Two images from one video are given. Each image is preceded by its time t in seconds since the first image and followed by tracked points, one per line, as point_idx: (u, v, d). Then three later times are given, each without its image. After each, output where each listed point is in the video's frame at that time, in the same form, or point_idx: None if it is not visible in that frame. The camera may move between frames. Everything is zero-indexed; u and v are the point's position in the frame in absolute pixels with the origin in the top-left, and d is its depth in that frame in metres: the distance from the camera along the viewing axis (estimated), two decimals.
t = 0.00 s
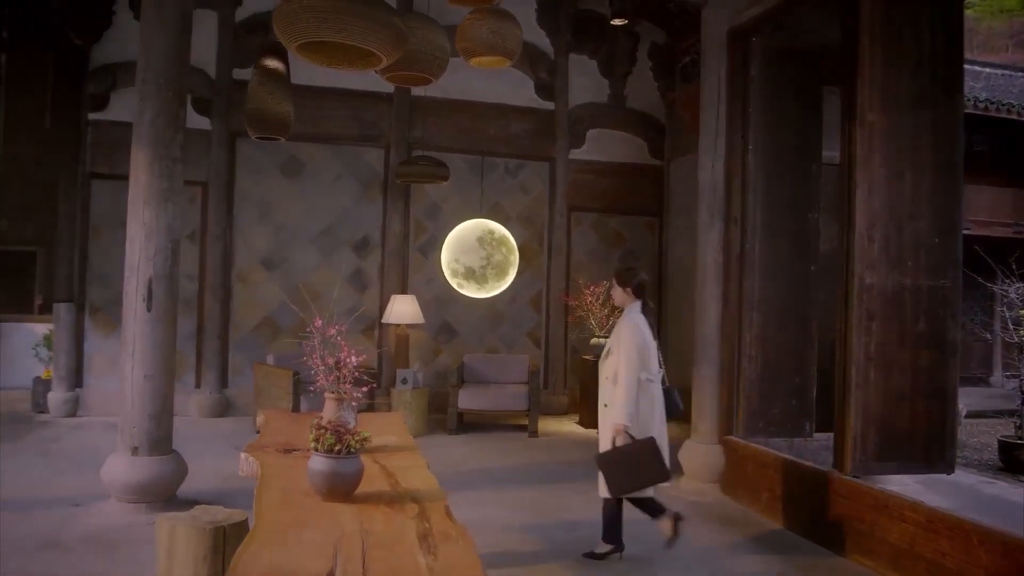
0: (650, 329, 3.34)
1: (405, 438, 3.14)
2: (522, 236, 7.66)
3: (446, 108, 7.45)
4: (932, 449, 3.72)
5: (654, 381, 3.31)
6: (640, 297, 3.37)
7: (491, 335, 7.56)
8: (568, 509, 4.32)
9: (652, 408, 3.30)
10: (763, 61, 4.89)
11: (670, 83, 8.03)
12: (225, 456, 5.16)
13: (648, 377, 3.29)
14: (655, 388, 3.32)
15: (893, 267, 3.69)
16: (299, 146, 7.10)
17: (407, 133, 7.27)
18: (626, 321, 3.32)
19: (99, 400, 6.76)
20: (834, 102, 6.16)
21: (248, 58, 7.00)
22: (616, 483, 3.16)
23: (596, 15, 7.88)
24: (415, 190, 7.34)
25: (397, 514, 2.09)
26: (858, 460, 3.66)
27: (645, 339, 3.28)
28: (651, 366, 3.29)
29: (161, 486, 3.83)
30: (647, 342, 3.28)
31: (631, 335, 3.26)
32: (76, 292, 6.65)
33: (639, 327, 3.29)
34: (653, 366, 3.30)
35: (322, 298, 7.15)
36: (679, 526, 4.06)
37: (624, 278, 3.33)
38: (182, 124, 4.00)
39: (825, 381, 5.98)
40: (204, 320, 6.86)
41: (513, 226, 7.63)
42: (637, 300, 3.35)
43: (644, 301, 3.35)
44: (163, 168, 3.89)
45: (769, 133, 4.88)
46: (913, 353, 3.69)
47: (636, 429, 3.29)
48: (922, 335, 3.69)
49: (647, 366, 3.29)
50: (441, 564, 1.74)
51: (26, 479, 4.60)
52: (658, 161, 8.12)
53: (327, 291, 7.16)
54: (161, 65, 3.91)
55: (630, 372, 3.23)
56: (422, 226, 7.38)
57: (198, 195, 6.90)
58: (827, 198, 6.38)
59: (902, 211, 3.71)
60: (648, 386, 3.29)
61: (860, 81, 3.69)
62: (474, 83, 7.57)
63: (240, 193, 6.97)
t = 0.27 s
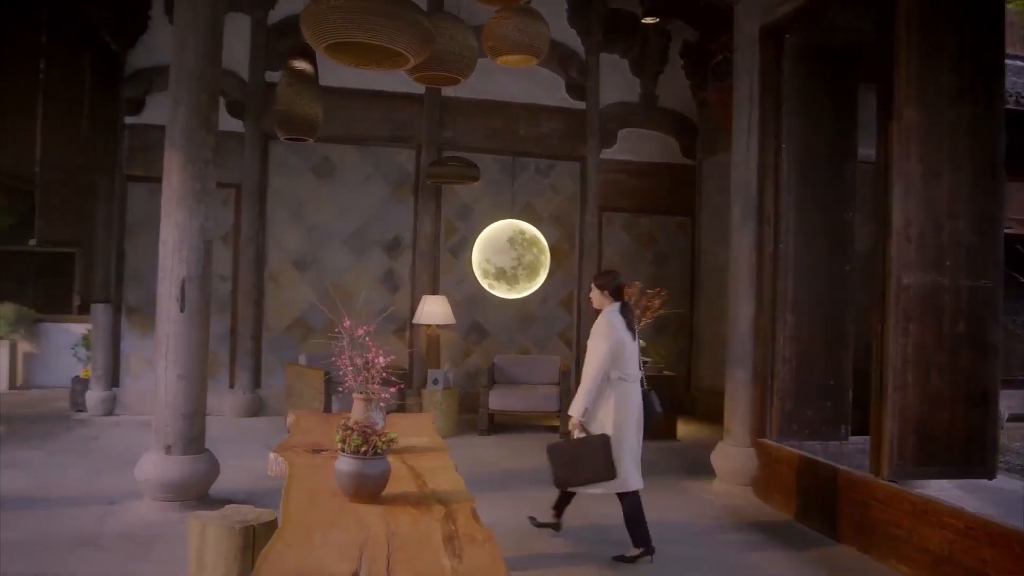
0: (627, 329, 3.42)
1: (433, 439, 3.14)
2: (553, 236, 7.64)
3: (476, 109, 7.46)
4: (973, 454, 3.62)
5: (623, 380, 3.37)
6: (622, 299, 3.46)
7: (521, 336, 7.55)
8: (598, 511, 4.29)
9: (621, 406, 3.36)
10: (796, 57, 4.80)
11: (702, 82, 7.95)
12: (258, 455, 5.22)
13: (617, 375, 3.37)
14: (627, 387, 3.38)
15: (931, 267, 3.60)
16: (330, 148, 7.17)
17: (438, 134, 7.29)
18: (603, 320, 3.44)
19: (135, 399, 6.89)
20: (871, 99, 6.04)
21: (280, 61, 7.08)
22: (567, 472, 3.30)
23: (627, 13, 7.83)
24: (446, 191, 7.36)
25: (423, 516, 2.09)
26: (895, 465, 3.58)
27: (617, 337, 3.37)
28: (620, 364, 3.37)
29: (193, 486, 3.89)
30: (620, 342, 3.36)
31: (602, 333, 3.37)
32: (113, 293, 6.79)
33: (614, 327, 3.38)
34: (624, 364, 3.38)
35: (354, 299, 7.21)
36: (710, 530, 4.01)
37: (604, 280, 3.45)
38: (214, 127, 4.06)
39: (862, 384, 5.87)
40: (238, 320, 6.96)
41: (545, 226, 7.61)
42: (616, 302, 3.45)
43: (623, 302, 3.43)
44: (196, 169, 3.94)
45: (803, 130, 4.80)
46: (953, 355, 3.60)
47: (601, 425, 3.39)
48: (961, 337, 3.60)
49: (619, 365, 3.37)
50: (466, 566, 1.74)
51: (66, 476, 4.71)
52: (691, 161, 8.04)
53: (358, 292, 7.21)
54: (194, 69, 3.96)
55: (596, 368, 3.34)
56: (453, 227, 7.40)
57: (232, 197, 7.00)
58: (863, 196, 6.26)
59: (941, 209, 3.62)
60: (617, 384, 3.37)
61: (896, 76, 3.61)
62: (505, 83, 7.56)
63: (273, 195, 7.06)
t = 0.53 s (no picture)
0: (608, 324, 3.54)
1: (466, 440, 3.14)
2: (591, 237, 7.59)
3: (513, 109, 7.46)
4: None
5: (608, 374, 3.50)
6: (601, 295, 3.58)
7: (558, 336, 7.52)
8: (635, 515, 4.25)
9: (607, 399, 3.49)
10: (839, 53, 4.70)
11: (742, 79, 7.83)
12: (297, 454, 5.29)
13: (601, 370, 3.50)
14: (610, 382, 3.51)
15: (980, 266, 3.49)
16: (368, 150, 7.24)
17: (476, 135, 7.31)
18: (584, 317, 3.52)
19: (178, 397, 7.03)
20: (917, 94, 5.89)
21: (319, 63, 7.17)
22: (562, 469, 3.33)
23: (665, 10, 7.75)
24: (483, 192, 7.37)
25: (455, 518, 2.09)
26: (940, 471, 3.47)
27: (600, 333, 3.48)
28: (604, 358, 3.50)
29: (232, 484, 3.96)
30: (603, 337, 3.48)
31: (587, 328, 3.46)
32: (157, 292, 6.96)
33: (596, 322, 3.49)
34: (607, 358, 3.50)
35: (391, 299, 7.26)
36: (750, 535, 3.94)
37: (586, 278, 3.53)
38: (253, 129, 4.12)
39: (908, 387, 5.72)
40: (278, 321, 7.06)
41: (583, 226, 7.57)
42: (598, 298, 3.56)
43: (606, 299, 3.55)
44: (235, 170, 4.01)
45: (846, 126, 4.69)
46: (1003, 358, 3.48)
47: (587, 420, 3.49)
48: (1012, 339, 3.47)
49: (601, 359, 3.49)
50: (497, 569, 1.73)
51: (112, 473, 4.83)
52: (730, 160, 7.94)
53: (396, 293, 7.26)
54: (232, 73, 4.03)
55: (583, 363, 3.43)
56: (490, 227, 7.41)
57: (272, 199, 7.11)
58: (909, 195, 6.10)
59: (990, 207, 3.50)
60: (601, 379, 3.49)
61: (943, 70, 3.50)
62: (542, 83, 7.56)
63: (312, 197, 7.15)
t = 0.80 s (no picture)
0: (597, 326, 3.54)
1: (514, 442, 3.13)
2: (644, 236, 7.51)
3: (564, 109, 7.43)
4: None
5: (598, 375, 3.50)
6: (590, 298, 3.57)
7: (611, 337, 7.45)
8: (690, 519, 4.18)
9: (599, 401, 3.49)
10: (903, 43, 4.53)
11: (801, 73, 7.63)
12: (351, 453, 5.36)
13: (591, 372, 3.50)
14: (602, 383, 3.51)
15: None
16: (421, 151, 7.30)
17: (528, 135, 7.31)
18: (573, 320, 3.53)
19: (236, 397, 7.21)
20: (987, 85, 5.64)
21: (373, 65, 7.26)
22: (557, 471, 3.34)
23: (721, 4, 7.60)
24: (535, 192, 7.36)
25: (500, 520, 2.08)
26: (1013, 480, 3.31)
27: (589, 336, 3.49)
28: (594, 360, 3.50)
29: (286, 482, 4.04)
30: (592, 339, 3.49)
31: (576, 332, 3.47)
32: (217, 293, 7.17)
33: (585, 324, 3.50)
34: (596, 360, 3.50)
35: (444, 299, 7.31)
36: (809, 542, 3.83)
37: (573, 281, 3.53)
38: (306, 131, 4.19)
39: (979, 391, 5.49)
40: (334, 321, 7.18)
41: (637, 226, 7.49)
42: (585, 301, 3.56)
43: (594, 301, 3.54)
44: (289, 172, 4.10)
45: (910, 119, 4.52)
46: None
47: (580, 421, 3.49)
48: None
49: (591, 361, 3.50)
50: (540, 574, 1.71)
51: (174, 470, 4.98)
52: (789, 157, 7.75)
53: (449, 293, 7.31)
54: (286, 77, 4.11)
55: (573, 366, 3.43)
56: (544, 227, 7.40)
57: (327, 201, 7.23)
58: (978, 191, 5.85)
59: None
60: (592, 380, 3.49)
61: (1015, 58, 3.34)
62: (594, 81, 7.50)
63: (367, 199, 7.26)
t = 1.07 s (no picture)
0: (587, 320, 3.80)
1: (554, 443, 3.11)
2: (688, 236, 7.41)
3: (607, 107, 7.38)
4: None
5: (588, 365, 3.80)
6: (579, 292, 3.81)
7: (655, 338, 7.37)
8: (735, 524, 4.10)
9: (582, 391, 3.81)
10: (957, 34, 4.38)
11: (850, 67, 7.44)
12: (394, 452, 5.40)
13: (578, 364, 3.79)
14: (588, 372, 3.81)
15: None
16: (463, 152, 7.32)
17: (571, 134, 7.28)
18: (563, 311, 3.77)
19: (282, 396, 7.34)
20: None
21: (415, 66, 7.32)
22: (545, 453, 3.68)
23: None
24: (578, 191, 7.33)
25: (536, 523, 2.06)
26: None
27: (580, 329, 3.75)
28: (581, 354, 3.79)
29: (328, 481, 4.08)
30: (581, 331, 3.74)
31: (569, 325, 3.72)
32: (263, 294, 7.34)
33: (576, 317, 3.75)
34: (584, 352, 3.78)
35: (488, 300, 7.33)
36: (860, 550, 3.72)
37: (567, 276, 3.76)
38: (348, 132, 4.24)
39: None
40: (377, 321, 7.25)
41: (681, 225, 7.40)
42: (579, 295, 3.80)
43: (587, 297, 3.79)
44: (331, 174, 4.15)
45: (965, 113, 4.36)
46: None
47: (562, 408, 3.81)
48: None
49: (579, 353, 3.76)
50: None
51: (220, 468, 5.09)
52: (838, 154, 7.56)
53: (492, 294, 7.33)
54: (328, 79, 4.16)
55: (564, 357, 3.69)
56: (587, 227, 7.36)
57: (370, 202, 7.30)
58: None
59: None
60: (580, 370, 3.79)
61: None
62: (637, 79, 7.43)
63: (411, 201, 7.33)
